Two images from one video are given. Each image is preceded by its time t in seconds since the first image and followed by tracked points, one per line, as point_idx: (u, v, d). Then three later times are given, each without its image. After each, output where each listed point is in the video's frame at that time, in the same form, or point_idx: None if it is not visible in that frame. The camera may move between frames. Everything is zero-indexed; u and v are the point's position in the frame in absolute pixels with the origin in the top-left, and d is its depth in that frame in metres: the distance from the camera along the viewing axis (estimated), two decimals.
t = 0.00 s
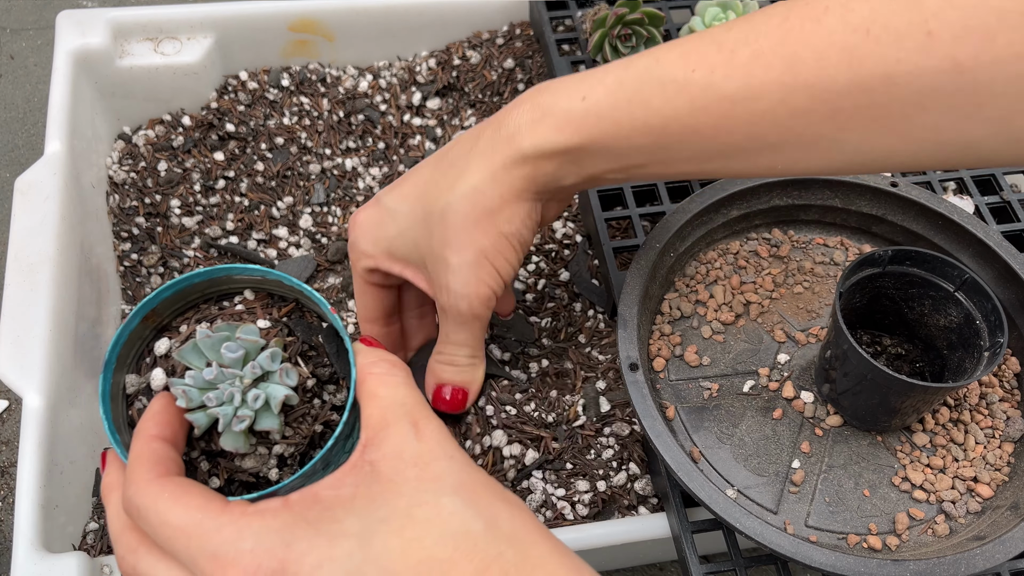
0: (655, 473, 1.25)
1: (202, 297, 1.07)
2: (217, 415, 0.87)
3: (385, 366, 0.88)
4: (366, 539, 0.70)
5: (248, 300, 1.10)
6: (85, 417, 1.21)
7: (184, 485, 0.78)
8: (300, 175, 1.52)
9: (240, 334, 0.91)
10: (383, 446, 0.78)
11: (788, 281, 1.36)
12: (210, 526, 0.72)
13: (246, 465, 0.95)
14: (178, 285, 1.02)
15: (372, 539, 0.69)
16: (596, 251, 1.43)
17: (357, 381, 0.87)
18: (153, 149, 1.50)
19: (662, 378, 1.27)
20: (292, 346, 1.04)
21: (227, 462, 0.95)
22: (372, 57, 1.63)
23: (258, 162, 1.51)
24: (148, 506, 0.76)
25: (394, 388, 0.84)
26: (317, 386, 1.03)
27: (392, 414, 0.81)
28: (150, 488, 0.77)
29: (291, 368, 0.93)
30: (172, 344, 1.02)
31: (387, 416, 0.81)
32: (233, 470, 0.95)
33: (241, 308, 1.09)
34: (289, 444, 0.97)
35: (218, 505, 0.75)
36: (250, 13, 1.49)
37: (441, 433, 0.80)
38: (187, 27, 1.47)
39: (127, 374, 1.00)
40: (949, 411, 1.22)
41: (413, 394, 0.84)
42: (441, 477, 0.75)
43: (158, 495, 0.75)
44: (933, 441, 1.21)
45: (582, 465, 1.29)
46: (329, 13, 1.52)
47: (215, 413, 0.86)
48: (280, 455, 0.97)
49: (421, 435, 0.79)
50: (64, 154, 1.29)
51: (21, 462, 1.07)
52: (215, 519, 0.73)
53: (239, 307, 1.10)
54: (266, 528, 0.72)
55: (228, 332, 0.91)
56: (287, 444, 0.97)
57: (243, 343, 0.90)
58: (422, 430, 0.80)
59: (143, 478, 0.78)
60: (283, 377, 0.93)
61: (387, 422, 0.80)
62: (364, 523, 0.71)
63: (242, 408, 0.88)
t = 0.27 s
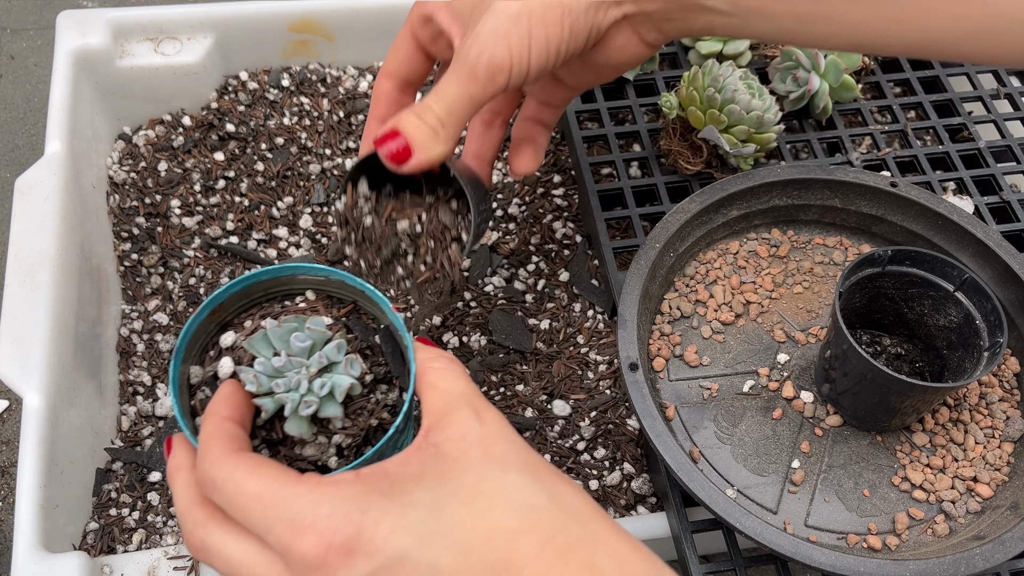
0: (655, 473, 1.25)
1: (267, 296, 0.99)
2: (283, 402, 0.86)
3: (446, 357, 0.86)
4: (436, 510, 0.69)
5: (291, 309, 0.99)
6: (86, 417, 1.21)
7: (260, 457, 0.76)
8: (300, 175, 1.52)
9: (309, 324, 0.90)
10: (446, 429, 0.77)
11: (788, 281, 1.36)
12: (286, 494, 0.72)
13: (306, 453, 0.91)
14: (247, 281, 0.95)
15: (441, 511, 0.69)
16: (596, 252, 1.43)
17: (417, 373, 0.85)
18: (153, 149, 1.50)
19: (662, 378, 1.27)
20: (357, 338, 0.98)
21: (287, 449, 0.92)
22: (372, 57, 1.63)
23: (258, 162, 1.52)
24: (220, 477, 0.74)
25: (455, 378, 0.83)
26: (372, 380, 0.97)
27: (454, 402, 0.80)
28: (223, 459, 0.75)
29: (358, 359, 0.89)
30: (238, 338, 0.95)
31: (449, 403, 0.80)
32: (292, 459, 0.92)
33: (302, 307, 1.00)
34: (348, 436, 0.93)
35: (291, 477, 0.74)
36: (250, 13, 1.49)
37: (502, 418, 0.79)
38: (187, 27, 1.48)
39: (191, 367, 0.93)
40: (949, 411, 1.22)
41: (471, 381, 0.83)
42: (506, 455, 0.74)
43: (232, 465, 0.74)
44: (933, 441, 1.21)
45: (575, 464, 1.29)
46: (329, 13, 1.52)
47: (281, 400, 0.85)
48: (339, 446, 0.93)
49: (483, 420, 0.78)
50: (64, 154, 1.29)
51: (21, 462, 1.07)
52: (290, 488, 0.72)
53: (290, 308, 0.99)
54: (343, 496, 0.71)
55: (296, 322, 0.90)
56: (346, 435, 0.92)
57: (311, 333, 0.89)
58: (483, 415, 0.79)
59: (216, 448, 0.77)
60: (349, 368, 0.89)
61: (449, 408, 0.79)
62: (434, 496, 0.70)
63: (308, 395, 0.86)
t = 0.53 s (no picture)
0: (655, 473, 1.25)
1: (343, 271, 1.08)
2: (363, 356, 0.92)
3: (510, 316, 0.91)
4: (518, 440, 0.72)
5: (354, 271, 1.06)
6: (86, 416, 1.21)
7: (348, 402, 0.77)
8: (300, 175, 1.52)
9: (382, 286, 0.98)
10: (519, 373, 0.79)
11: (787, 281, 1.36)
12: (375, 426, 0.73)
13: (384, 407, 0.98)
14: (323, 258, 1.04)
15: (522, 441, 0.72)
16: (596, 252, 1.43)
17: (487, 331, 0.88)
18: (153, 149, 1.50)
19: (662, 377, 1.27)
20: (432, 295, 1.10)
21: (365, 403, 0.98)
22: (372, 57, 1.63)
23: (258, 162, 1.52)
24: (313, 416, 0.75)
25: (522, 333, 0.86)
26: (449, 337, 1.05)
27: (524, 352, 0.82)
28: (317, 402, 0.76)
29: (429, 316, 0.98)
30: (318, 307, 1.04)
31: (518, 353, 0.82)
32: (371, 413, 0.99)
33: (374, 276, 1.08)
34: (422, 390, 1.00)
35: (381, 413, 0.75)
36: (251, 14, 1.50)
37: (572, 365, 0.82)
38: (188, 27, 1.48)
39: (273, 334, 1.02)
40: (949, 411, 1.22)
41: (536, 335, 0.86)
42: (579, 394, 0.77)
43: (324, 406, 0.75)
44: (933, 441, 1.21)
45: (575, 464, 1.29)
46: (330, 13, 1.52)
47: (362, 353, 0.92)
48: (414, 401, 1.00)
49: (554, 365, 0.81)
50: (65, 154, 1.29)
51: (21, 462, 1.07)
52: (380, 421, 0.73)
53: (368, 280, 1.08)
54: (430, 427, 0.73)
55: (371, 285, 0.98)
56: (421, 389, 1.00)
57: (385, 294, 0.97)
58: (553, 361, 0.81)
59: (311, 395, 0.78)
60: (421, 325, 0.97)
61: (520, 357, 0.81)
62: (514, 428, 0.73)
63: (385, 349, 0.94)
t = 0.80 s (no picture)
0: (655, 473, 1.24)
1: (356, 257, 1.15)
2: (380, 340, 0.99)
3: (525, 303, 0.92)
4: (536, 414, 0.74)
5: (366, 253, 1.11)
6: (85, 417, 1.21)
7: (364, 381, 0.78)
8: (299, 175, 1.52)
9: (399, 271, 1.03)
10: (534, 354, 0.82)
11: (788, 281, 1.36)
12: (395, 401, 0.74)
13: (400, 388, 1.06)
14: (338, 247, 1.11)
15: (540, 415, 0.73)
16: (596, 252, 1.43)
17: (502, 317, 0.91)
18: (153, 149, 1.50)
19: (662, 378, 1.27)
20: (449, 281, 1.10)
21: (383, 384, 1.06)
22: (372, 57, 1.62)
23: (258, 162, 1.51)
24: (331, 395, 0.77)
25: (536, 318, 0.89)
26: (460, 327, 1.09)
27: (539, 334, 0.85)
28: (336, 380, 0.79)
29: (443, 301, 1.04)
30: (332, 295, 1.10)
31: (534, 336, 0.85)
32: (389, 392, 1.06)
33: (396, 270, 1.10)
34: (436, 373, 1.07)
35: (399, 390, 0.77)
36: (250, 13, 1.49)
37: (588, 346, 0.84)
38: (187, 27, 1.48)
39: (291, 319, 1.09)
40: (949, 411, 1.22)
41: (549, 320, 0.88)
42: (594, 372, 0.79)
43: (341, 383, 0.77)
44: (933, 441, 1.20)
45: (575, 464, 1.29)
46: (330, 13, 1.52)
47: (379, 337, 0.98)
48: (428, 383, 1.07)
49: (569, 346, 0.83)
50: (64, 154, 1.28)
51: (21, 463, 1.07)
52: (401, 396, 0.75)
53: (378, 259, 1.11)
54: (449, 402, 0.74)
55: (386, 271, 1.04)
56: (434, 373, 1.07)
57: (401, 280, 1.03)
58: (568, 343, 0.84)
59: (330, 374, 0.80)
60: (435, 310, 1.04)
61: (536, 339, 0.84)
62: (531, 403, 0.75)
63: (400, 332, 1.01)
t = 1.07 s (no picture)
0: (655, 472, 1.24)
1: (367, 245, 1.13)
2: (391, 329, 0.98)
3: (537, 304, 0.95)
4: (544, 410, 0.74)
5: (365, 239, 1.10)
6: (85, 417, 1.21)
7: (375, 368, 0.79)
8: (299, 175, 1.52)
9: (415, 262, 1.02)
10: (545, 354, 0.83)
11: (788, 281, 1.36)
12: (407, 391, 0.75)
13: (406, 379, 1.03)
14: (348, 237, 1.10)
15: (548, 413, 0.74)
16: (596, 252, 1.43)
17: (514, 316, 0.94)
18: (153, 149, 1.50)
19: (662, 377, 1.27)
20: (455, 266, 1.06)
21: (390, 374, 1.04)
22: (372, 57, 1.62)
23: (258, 162, 1.51)
24: (342, 377, 0.78)
25: (548, 320, 0.91)
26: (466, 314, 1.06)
27: (551, 335, 0.87)
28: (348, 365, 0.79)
29: (457, 295, 1.02)
30: (345, 281, 1.08)
31: (547, 337, 0.87)
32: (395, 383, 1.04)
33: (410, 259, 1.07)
34: (443, 367, 1.05)
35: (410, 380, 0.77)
36: (250, 13, 1.49)
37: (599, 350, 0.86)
38: (187, 27, 1.47)
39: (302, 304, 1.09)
40: (949, 411, 1.22)
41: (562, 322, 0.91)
42: (603, 375, 0.80)
43: (354, 370, 0.78)
44: (933, 441, 1.20)
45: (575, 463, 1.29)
46: (329, 13, 1.52)
47: (390, 324, 0.97)
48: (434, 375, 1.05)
49: (581, 348, 0.85)
50: (64, 154, 1.28)
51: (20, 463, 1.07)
52: (413, 387, 0.75)
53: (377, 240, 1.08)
54: (459, 394, 0.75)
55: (403, 260, 1.03)
56: (442, 366, 1.05)
57: (417, 270, 1.02)
58: (580, 345, 0.86)
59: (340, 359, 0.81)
60: (449, 303, 1.02)
61: (548, 339, 0.86)
62: (540, 400, 0.76)
63: (412, 323, 0.99)
